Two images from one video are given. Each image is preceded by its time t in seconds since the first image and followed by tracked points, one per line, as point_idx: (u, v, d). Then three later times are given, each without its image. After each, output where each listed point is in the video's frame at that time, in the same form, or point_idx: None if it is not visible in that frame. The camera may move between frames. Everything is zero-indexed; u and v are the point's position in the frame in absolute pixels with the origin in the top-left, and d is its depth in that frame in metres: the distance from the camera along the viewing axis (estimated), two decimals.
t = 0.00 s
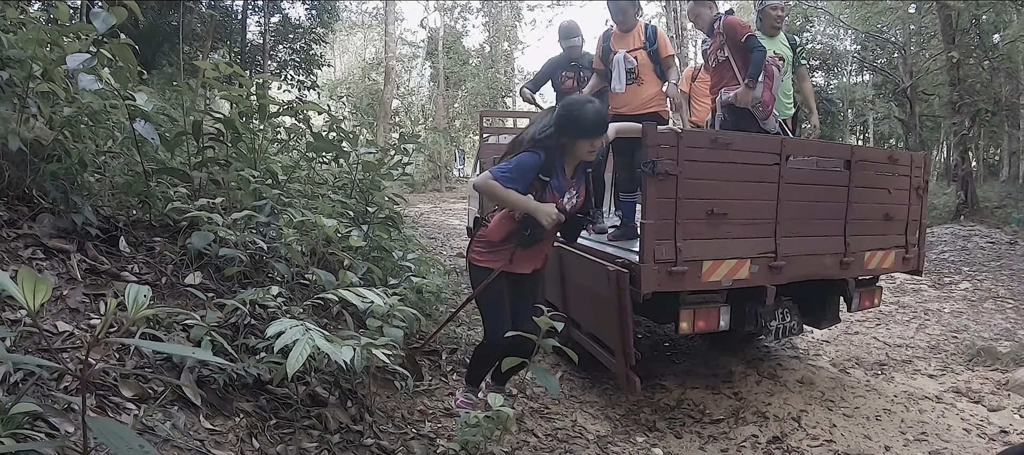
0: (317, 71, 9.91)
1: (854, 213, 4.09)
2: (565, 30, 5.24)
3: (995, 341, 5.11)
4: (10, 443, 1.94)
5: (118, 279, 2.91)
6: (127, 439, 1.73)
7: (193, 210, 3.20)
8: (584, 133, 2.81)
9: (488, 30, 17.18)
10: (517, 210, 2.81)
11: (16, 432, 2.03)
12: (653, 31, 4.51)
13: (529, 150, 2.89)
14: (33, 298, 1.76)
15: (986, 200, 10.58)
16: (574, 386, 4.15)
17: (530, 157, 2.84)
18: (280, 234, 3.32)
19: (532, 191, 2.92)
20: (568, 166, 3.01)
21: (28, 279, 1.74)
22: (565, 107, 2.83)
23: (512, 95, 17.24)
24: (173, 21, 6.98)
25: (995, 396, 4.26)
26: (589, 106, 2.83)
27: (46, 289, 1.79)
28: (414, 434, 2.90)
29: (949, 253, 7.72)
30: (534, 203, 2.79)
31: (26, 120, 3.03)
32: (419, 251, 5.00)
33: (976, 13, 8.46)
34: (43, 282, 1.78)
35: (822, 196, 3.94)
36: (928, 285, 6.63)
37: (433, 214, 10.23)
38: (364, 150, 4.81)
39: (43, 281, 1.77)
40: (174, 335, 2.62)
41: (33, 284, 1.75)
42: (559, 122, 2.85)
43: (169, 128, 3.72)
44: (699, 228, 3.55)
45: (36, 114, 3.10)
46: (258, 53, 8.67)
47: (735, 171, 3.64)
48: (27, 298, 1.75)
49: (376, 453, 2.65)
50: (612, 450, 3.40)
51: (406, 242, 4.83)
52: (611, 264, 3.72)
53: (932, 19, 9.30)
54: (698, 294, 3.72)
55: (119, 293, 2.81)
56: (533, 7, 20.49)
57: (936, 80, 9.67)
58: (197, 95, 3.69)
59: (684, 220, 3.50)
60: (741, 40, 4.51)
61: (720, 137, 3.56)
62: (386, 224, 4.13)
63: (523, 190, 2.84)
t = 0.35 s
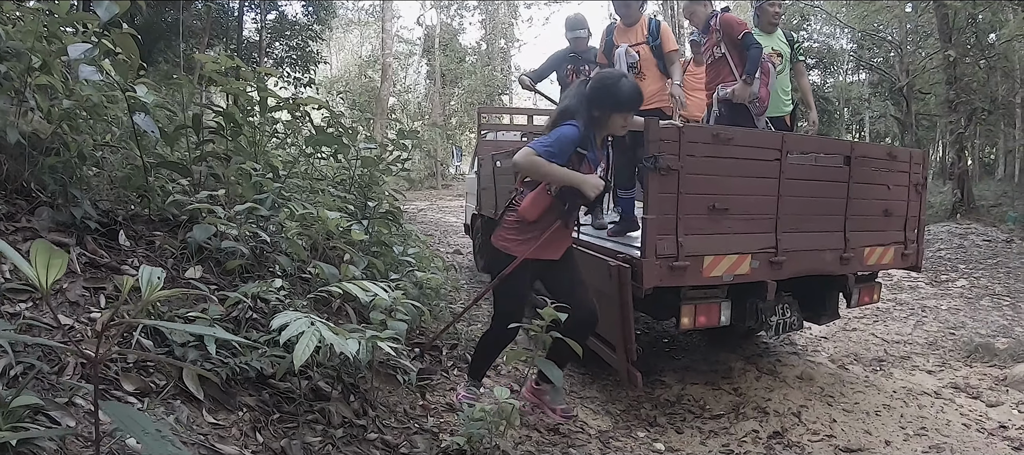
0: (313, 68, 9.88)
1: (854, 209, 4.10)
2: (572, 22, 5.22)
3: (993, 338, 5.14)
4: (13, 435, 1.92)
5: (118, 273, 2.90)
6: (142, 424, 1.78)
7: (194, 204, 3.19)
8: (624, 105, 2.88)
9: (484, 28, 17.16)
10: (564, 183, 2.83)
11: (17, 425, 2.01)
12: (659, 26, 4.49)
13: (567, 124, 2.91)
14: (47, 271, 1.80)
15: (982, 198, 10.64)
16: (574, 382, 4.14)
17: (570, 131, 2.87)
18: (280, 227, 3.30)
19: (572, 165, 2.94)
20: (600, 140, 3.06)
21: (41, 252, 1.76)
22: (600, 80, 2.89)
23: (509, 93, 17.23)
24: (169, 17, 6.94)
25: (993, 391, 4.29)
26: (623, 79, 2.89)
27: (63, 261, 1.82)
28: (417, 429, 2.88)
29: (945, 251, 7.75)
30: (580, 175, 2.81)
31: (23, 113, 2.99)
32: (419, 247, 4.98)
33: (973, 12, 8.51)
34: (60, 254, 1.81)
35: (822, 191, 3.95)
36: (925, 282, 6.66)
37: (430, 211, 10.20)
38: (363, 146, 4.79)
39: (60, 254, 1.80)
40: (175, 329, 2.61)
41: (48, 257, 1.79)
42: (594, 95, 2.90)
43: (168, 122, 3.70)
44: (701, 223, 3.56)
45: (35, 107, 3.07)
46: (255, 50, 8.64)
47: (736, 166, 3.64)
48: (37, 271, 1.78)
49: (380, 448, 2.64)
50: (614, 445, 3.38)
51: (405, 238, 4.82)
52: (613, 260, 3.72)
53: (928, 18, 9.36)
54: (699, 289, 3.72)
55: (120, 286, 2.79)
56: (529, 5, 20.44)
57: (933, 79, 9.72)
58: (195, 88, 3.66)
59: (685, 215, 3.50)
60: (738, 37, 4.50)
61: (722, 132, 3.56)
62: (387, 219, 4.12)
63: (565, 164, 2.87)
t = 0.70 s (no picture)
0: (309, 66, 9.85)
1: (853, 205, 4.13)
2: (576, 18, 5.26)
3: (989, 335, 5.17)
4: (13, 425, 1.91)
5: (118, 268, 2.89)
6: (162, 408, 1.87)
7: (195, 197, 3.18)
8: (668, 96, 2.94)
9: (480, 26, 17.16)
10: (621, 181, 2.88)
11: (17, 418, 1.98)
12: (658, 22, 4.48)
13: (611, 121, 2.95)
14: (65, 244, 1.70)
15: (976, 198, 10.71)
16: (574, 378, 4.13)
17: (617, 127, 2.93)
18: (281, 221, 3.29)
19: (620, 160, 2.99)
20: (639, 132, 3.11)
21: (62, 223, 1.66)
22: (636, 73, 2.94)
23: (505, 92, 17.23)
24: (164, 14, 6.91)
25: (991, 387, 4.32)
26: (659, 70, 2.97)
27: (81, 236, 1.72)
28: (420, 425, 2.87)
29: (940, 249, 7.80)
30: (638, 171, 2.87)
31: (21, 107, 2.98)
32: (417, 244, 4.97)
33: (969, 12, 8.58)
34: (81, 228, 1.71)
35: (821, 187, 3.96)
36: (921, 280, 6.70)
37: (427, 208, 10.19)
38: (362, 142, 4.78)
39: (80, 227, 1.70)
40: (177, 323, 2.59)
41: (69, 230, 1.69)
42: (633, 90, 2.95)
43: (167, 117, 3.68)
44: (702, 219, 3.57)
45: (33, 101, 3.04)
46: (250, 49, 8.61)
47: (737, 162, 3.65)
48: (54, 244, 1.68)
49: (383, 443, 2.63)
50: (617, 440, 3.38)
51: (404, 234, 4.81)
52: (613, 255, 3.71)
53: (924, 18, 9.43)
54: (700, 285, 3.73)
55: (120, 281, 2.77)
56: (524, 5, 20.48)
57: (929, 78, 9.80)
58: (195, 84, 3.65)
59: (687, 211, 3.51)
60: (733, 35, 4.55)
61: (723, 128, 3.57)
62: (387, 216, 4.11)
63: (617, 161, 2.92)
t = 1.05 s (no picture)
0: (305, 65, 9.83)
1: (854, 200, 4.14)
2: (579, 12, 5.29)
3: (988, 330, 5.19)
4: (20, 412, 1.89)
5: (120, 261, 2.86)
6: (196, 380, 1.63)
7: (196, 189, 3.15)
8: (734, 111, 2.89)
9: (476, 25, 17.16)
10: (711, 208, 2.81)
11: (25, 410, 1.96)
12: (658, 14, 4.39)
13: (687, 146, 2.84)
14: (90, 205, 1.53)
15: (971, 196, 10.78)
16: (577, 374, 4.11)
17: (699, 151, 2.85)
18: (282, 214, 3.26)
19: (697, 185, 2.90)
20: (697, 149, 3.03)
21: (93, 176, 1.52)
22: (704, 90, 2.85)
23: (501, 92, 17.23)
24: (161, 12, 6.87)
25: (991, 381, 4.34)
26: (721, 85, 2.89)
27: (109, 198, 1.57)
28: (426, 419, 2.84)
29: (937, 247, 7.84)
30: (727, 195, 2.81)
31: (21, 101, 2.95)
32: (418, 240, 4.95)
33: (965, 11, 8.64)
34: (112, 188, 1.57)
35: (823, 182, 3.98)
36: (918, 277, 6.73)
37: (424, 207, 10.17)
38: (362, 138, 4.76)
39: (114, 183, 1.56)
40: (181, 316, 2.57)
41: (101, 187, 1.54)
42: (703, 107, 2.85)
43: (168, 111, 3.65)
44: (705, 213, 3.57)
45: (33, 94, 3.02)
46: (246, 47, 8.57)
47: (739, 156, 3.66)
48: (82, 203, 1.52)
49: (390, 437, 2.60)
50: (622, 435, 3.36)
51: (405, 230, 4.79)
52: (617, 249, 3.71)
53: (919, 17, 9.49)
54: (703, 279, 3.73)
55: (121, 274, 2.76)
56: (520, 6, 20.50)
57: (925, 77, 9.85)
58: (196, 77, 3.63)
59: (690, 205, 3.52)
60: (732, 30, 4.55)
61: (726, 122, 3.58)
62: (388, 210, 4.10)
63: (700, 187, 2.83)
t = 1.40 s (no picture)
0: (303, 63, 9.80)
1: (855, 194, 4.15)
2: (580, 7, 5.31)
3: (988, 325, 5.21)
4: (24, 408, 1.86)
5: (123, 254, 2.88)
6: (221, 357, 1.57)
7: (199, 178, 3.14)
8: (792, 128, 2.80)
9: (474, 23, 17.14)
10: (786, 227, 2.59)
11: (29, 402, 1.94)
12: (655, 9, 4.44)
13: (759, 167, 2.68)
14: (116, 166, 1.40)
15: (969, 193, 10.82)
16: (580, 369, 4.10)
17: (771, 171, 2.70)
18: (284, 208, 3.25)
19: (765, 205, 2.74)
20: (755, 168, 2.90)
21: (117, 142, 1.34)
22: (767, 110, 2.78)
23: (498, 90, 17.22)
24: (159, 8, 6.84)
25: (992, 376, 4.35)
26: (781, 102, 2.80)
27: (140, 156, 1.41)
28: (432, 413, 2.82)
29: (936, 243, 7.87)
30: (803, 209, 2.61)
31: (21, 94, 2.93)
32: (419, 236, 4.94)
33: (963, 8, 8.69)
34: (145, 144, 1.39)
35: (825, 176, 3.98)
36: (918, 274, 6.74)
37: (424, 205, 10.15)
38: (363, 133, 4.74)
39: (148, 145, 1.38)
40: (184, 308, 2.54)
41: (130, 146, 1.37)
42: (769, 128, 2.77)
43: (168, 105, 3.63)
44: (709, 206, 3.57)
45: (32, 88, 2.99)
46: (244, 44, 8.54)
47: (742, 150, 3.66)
48: (108, 166, 1.38)
49: (397, 431, 2.59)
50: (627, 429, 3.34)
51: (406, 225, 4.77)
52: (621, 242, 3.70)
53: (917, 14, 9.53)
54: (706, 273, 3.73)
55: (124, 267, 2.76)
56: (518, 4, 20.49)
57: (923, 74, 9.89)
58: (199, 71, 3.62)
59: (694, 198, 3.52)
60: (732, 25, 4.55)
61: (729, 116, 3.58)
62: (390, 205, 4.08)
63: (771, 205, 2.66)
